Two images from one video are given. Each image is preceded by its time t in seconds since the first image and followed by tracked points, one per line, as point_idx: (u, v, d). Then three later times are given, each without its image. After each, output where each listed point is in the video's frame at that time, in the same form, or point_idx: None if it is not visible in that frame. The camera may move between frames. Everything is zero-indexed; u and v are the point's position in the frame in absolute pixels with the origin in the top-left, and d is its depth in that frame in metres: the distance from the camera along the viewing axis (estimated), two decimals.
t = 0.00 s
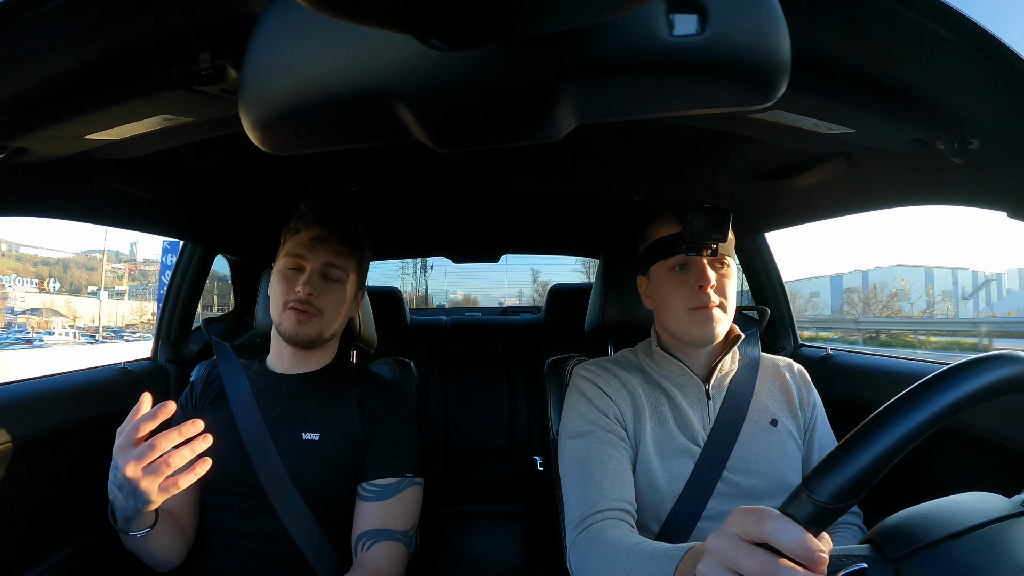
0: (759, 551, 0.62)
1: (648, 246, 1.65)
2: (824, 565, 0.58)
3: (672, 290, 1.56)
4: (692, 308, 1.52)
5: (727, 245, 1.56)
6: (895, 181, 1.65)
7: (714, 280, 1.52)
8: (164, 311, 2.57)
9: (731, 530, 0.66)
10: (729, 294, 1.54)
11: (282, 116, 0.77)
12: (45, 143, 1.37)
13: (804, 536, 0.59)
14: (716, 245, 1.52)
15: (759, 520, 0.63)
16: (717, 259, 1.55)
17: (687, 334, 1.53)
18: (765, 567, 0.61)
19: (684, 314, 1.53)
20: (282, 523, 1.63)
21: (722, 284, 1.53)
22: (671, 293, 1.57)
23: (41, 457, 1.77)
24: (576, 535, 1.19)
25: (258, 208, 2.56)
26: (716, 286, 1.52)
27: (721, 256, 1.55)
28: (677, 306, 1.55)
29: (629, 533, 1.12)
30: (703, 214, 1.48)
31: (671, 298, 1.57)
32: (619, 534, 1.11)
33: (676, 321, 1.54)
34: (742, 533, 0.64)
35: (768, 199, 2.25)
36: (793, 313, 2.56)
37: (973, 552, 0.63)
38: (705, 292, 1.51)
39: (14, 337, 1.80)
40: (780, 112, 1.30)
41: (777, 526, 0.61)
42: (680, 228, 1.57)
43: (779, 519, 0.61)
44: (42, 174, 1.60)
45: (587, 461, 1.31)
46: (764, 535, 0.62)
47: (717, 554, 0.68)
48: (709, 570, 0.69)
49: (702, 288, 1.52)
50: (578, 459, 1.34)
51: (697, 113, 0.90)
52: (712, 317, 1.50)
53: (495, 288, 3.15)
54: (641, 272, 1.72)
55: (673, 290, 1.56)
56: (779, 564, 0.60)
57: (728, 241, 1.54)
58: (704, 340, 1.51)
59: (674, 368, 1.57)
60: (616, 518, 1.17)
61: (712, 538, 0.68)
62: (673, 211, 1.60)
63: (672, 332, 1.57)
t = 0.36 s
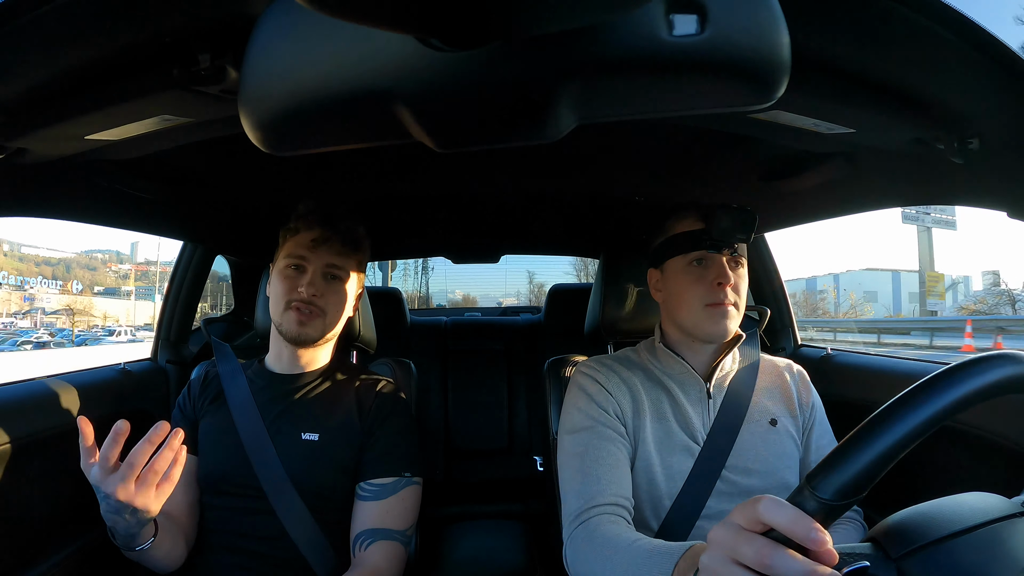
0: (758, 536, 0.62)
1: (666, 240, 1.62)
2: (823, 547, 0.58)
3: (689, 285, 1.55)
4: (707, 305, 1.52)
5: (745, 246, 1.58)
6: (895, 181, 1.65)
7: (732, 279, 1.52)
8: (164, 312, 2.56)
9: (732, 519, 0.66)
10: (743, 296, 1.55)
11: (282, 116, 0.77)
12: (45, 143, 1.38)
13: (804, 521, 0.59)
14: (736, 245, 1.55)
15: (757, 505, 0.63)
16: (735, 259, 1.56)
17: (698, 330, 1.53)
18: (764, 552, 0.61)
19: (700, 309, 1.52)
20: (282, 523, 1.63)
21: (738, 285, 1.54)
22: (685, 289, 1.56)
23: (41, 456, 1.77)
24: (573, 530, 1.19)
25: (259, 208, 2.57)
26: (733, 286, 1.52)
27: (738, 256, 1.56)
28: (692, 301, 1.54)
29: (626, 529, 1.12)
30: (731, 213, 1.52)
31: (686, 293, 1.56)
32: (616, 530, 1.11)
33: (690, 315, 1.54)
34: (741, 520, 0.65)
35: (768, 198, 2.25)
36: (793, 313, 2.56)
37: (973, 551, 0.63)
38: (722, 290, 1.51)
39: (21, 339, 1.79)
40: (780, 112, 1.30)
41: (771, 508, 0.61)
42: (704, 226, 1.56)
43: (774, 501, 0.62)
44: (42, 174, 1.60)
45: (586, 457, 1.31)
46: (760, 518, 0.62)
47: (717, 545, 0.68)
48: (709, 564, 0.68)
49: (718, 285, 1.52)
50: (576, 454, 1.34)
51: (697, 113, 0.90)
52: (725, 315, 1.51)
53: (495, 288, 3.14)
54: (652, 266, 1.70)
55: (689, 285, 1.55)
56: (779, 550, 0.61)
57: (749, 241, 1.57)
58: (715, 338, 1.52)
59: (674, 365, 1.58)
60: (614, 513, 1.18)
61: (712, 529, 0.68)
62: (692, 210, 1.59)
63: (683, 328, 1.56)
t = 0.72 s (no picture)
0: (763, 536, 0.62)
1: (670, 240, 1.63)
2: (827, 551, 0.58)
3: (691, 286, 1.55)
4: (707, 308, 1.52)
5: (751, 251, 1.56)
6: (894, 180, 1.65)
7: (734, 284, 1.52)
8: (163, 312, 2.56)
9: (737, 517, 0.66)
10: (744, 300, 1.55)
11: (281, 115, 0.77)
12: (44, 142, 1.38)
13: (806, 522, 0.60)
14: (741, 249, 1.53)
15: (764, 505, 0.63)
16: (739, 262, 1.55)
17: (697, 331, 1.54)
18: (767, 552, 0.61)
19: (700, 310, 1.53)
20: (281, 523, 1.63)
21: (740, 288, 1.54)
22: (687, 289, 1.56)
23: (41, 455, 1.77)
24: (572, 525, 1.19)
25: (258, 208, 2.56)
26: (735, 291, 1.52)
27: (744, 259, 1.55)
28: (692, 301, 1.55)
29: (626, 525, 1.12)
30: (737, 216, 1.49)
31: (687, 294, 1.56)
32: (615, 526, 1.11)
33: (690, 316, 1.54)
34: (746, 519, 0.64)
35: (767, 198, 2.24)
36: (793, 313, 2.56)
37: (973, 550, 0.63)
38: (723, 293, 1.51)
39: (24, 338, 1.82)
40: (779, 112, 1.30)
41: (780, 509, 0.61)
42: (709, 228, 1.56)
43: (783, 503, 0.62)
44: (42, 174, 1.61)
45: (587, 453, 1.31)
46: (767, 519, 0.62)
47: (720, 541, 0.67)
48: (711, 561, 0.68)
49: (720, 288, 1.52)
50: (576, 450, 1.34)
51: (696, 112, 0.90)
52: (723, 318, 1.51)
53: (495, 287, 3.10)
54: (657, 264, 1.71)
55: (691, 287, 1.55)
56: (782, 550, 0.60)
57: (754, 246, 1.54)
58: (715, 339, 1.52)
59: (677, 363, 1.58)
60: (613, 509, 1.18)
61: (716, 525, 0.68)
62: (702, 209, 1.59)
63: (683, 326, 1.57)
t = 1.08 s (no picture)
0: (767, 532, 0.62)
1: (676, 237, 1.62)
2: (831, 549, 0.58)
3: (693, 283, 1.55)
4: (710, 304, 1.52)
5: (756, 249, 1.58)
6: (893, 180, 1.65)
7: (738, 280, 1.52)
8: (161, 314, 2.55)
9: (741, 512, 0.66)
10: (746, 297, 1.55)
11: (280, 116, 0.77)
12: (44, 143, 1.37)
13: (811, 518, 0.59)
14: (747, 248, 1.54)
15: (769, 501, 0.63)
16: (744, 260, 1.55)
17: (699, 328, 1.54)
18: (771, 548, 0.61)
19: (702, 307, 1.53)
20: (281, 524, 1.63)
21: (743, 286, 1.54)
22: (689, 285, 1.56)
23: (41, 456, 1.77)
24: (572, 520, 1.19)
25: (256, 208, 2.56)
26: (739, 287, 1.52)
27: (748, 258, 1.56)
28: (695, 299, 1.54)
29: (625, 521, 1.12)
30: (740, 214, 1.51)
31: (688, 289, 1.56)
32: (615, 521, 1.11)
33: (692, 313, 1.54)
34: (751, 515, 0.64)
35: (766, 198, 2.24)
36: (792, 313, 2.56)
37: (974, 549, 0.63)
38: (726, 290, 1.51)
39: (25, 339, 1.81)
40: (778, 112, 1.30)
41: (786, 507, 0.61)
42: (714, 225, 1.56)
43: (788, 500, 0.61)
44: (41, 175, 1.60)
45: (586, 449, 1.31)
46: (772, 516, 0.61)
47: (724, 537, 0.67)
48: (714, 555, 0.68)
49: (722, 285, 1.52)
50: (576, 447, 1.34)
51: (694, 112, 0.90)
52: (725, 314, 1.51)
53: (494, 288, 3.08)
54: (660, 261, 1.71)
55: (693, 284, 1.55)
56: (786, 546, 0.60)
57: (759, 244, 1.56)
58: (716, 336, 1.53)
59: (677, 361, 1.58)
60: (613, 505, 1.17)
61: (720, 521, 0.68)
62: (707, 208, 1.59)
63: (685, 323, 1.57)
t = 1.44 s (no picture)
0: (764, 534, 0.61)
1: (669, 240, 1.62)
2: (827, 551, 0.58)
3: (689, 286, 1.54)
4: (706, 307, 1.52)
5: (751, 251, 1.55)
6: (891, 180, 1.64)
7: (732, 282, 1.51)
8: (158, 317, 2.53)
9: (737, 514, 0.65)
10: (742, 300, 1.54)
11: (276, 117, 0.76)
12: (40, 145, 1.36)
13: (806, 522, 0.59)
14: (741, 249, 1.52)
15: (765, 504, 0.62)
16: (739, 262, 1.53)
17: (695, 331, 1.53)
18: (768, 550, 0.60)
19: (698, 310, 1.52)
20: (278, 526, 1.62)
21: (738, 288, 1.53)
22: (685, 288, 1.56)
23: (39, 460, 1.75)
24: (570, 525, 1.18)
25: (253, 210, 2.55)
26: (733, 289, 1.51)
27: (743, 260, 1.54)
28: (691, 302, 1.54)
29: (624, 524, 1.11)
30: (734, 215, 1.49)
31: (685, 293, 1.56)
32: (613, 525, 1.10)
33: (688, 316, 1.54)
34: (746, 517, 0.63)
35: (764, 198, 2.24)
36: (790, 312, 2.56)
37: (970, 550, 0.63)
38: (720, 293, 1.51)
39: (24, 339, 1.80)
40: (776, 113, 1.29)
41: (780, 510, 0.60)
42: (708, 228, 1.56)
43: (784, 503, 0.61)
44: (36, 177, 1.59)
45: (584, 453, 1.31)
46: (768, 519, 0.61)
47: (722, 539, 0.66)
48: (711, 558, 0.67)
49: (717, 287, 1.51)
50: (573, 450, 1.33)
51: (692, 112, 0.89)
52: (721, 317, 1.50)
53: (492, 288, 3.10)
54: (656, 264, 1.70)
55: (689, 287, 1.55)
56: (782, 549, 0.60)
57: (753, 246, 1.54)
58: (712, 338, 1.52)
59: (674, 363, 1.57)
60: (611, 508, 1.17)
61: (716, 523, 0.67)
62: (701, 211, 1.59)
63: (682, 326, 1.56)
